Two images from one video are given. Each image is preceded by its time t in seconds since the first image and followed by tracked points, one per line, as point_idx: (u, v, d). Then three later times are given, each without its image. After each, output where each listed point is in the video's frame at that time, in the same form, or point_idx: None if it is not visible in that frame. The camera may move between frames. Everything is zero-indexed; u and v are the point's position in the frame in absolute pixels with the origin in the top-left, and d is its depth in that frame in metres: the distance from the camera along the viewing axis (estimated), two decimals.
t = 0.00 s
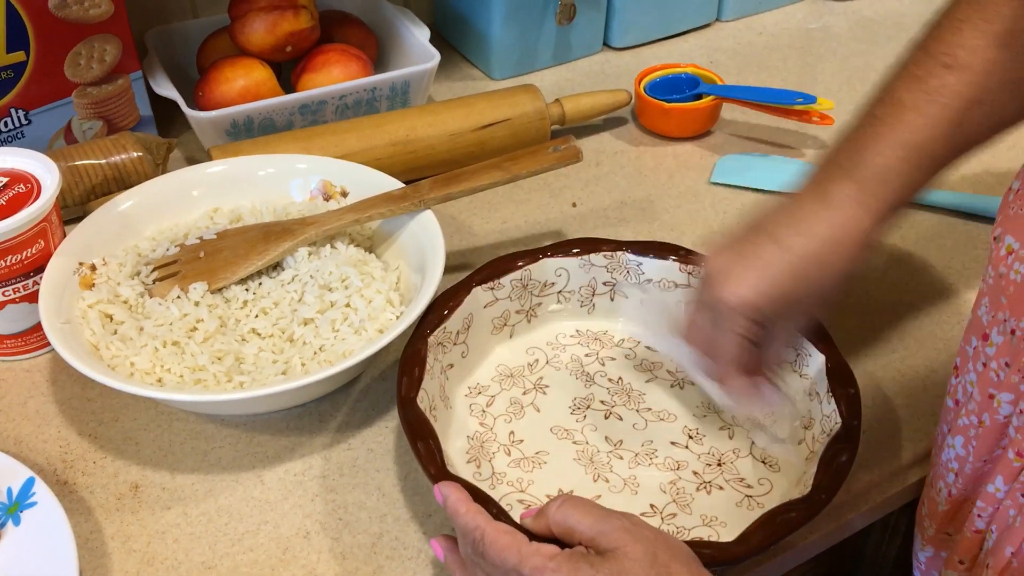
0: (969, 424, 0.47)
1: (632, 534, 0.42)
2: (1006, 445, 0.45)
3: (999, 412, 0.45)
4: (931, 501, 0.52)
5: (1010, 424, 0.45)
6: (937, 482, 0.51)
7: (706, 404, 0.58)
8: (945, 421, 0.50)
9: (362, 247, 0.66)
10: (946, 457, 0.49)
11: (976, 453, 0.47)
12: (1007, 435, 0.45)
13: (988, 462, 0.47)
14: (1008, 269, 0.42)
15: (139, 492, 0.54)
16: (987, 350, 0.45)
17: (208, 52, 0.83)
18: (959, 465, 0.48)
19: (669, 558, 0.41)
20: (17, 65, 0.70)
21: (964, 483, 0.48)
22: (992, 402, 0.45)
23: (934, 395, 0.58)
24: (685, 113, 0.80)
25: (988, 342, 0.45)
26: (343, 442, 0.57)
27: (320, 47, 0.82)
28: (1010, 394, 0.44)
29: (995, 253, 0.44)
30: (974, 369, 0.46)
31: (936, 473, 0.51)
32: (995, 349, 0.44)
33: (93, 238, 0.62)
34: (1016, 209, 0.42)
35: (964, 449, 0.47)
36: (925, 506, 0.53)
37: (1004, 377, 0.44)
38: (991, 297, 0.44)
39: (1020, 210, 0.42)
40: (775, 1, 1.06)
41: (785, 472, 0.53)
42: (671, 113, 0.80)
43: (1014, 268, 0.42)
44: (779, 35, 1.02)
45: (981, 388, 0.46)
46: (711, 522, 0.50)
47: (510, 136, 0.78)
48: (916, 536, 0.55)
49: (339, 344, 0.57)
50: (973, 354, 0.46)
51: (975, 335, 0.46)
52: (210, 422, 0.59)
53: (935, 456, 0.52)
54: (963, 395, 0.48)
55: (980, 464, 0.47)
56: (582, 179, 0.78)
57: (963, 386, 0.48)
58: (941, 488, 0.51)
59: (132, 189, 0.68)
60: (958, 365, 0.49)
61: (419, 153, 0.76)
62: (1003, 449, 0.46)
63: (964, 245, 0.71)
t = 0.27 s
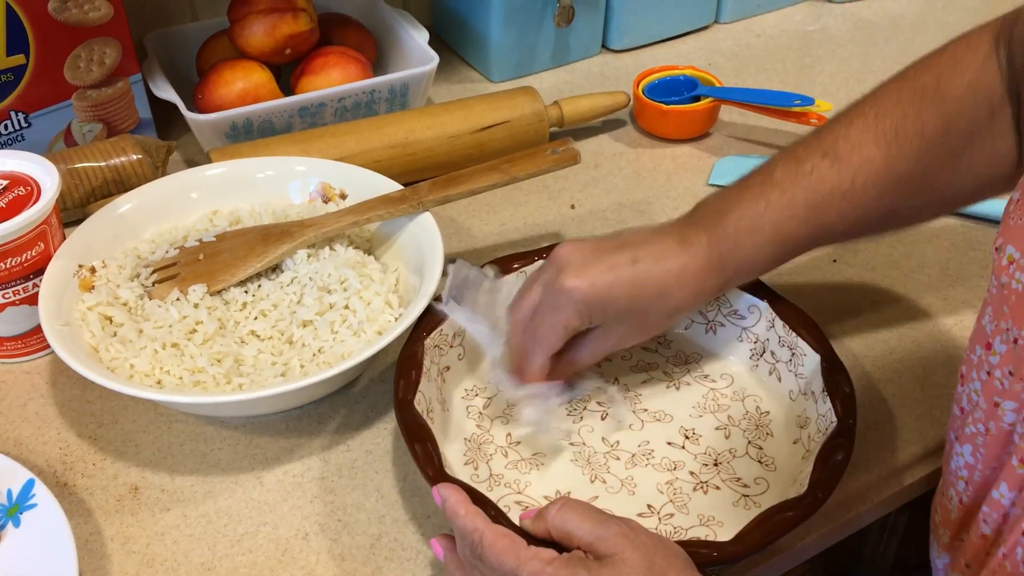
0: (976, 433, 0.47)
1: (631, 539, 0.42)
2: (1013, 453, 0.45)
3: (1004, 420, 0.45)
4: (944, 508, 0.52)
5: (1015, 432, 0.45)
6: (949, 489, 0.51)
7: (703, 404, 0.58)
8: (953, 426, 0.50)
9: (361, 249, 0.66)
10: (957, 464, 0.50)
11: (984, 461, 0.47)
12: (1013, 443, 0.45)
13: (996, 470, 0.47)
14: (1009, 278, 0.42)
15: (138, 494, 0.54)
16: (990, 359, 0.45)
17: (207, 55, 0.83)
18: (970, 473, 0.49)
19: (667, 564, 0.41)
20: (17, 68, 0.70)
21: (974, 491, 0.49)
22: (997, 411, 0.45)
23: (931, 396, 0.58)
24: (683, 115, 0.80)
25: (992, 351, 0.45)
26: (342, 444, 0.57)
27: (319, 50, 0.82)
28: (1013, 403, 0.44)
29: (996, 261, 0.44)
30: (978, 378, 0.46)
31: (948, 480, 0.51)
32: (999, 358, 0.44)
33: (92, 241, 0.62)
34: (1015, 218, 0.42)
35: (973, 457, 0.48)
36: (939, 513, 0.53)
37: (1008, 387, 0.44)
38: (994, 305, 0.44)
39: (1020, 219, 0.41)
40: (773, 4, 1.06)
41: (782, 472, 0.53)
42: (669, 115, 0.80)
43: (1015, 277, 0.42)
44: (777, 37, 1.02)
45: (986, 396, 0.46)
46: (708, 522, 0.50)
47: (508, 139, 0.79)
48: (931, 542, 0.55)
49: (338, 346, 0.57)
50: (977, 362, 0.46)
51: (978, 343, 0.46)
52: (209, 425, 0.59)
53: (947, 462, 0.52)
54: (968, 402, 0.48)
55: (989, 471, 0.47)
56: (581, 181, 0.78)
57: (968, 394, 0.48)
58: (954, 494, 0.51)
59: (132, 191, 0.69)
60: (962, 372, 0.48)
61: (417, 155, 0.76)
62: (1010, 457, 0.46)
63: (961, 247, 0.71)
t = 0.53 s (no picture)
0: (972, 438, 0.47)
1: (630, 543, 0.43)
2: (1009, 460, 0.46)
3: (999, 428, 0.45)
4: (937, 513, 0.52)
5: (1010, 438, 0.45)
6: (942, 494, 0.51)
7: (703, 404, 0.58)
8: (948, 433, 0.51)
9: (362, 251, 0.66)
10: (949, 470, 0.50)
11: (978, 467, 0.47)
12: (1008, 449, 0.46)
13: (990, 476, 0.47)
14: (1007, 288, 0.43)
15: (141, 495, 0.54)
16: (988, 367, 0.45)
17: (209, 58, 0.83)
18: (962, 478, 0.49)
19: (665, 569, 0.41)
20: (20, 71, 0.70)
21: (967, 496, 0.49)
22: (994, 418, 0.45)
23: (931, 396, 0.58)
24: (684, 117, 0.80)
25: (989, 360, 0.45)
26: (344, 445, 0.57)
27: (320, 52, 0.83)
28: (1010, 410, 0.44)
29: (995, 271, 0.44)
30: (975, 385, 0.46)
31: (940, 485, 0.51)
32: (996, 366, 0.44)
33: (95, 243, 0.62)
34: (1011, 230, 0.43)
35: (967, 462, 0.48)
36: (932, 518, 0.53)
37: (1006, 395, 0.44)
38: (993, 315, 0.45)
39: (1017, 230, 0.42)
40: (772, 5, 1.06)
41: (782, 472, 0.53)
42: (669, 116, 0.80)
43: (1011, 288, 0.43)
44: (778, 39, 1.02)
45: (983, 404, 0.46)
46: (708, 523, 0.50)
47: (509, 140, 0.79)
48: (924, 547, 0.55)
49: (340, 347, 0.57)
50: (974, 370, 0.47)
51: (975, 353, 0.47)
52: (211, 426, 0.59)
53: (941, 467, 0.52)
54: (966, 410, 0.48)
55: (982, 477, 0.48)
56: (581, 183, 0.78)
57: (965, 401, 0.48)
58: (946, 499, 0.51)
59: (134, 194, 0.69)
60: (959, 380, 0.49)
61: (418, 157, 0.76)
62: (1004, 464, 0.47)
63: (961, 247, 0.71)
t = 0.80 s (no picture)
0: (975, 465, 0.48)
1: (619, 543, 0.43)
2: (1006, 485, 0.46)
3: (995, 455, 0.46)
4: (948, 540, 0.53)
5: (1007, 465, 0.46)
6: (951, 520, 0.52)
7: (702, 411, 0.58)
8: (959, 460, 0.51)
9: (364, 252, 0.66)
10: (957, 496, 0.50)
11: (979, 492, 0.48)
12: (1005, 476, 0.46)
13: (991, 502, 0.48)
14: (990, 319, 0.44)
15: (144, 495, 0.54)
16: (982, 399, 0.46)
17: (211, 60, 0.83)
18: (967, 504, 0.49)
19: (655, 567, 0.41)
20: (23, 73, 0.71)
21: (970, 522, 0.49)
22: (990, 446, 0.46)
23: (932, 397, 0.58)
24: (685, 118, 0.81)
25: (982, 390, 0.46)
26: (346, 445, 0.57)
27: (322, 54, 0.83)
28: (1005, 438, 0.45)
29: (979, 305, 0.46)
30: (972, 415, 0.47)
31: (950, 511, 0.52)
32: (989, 396, 0.45)
33: (98, 243, 0.63)
34: (995, 263, 0.45)
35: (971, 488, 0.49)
36: (945, 545, 0.53)
37: (999, 423, 0.45)
38: (977, 347, 0.46)
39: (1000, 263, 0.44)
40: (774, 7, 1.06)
41: (779, 480, 0.53)
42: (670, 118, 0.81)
43: (995, 318, 0.44)
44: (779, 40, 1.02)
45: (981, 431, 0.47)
46: (704, 528, 0.50)
47: (511, 142, 0.79)
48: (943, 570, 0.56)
49: (342, 348, 0.58)
50: (969, 401, 0.48)
51: (967, 384, 0.48)
52: (213, 426, 0.59)
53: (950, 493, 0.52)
54: (967, 436, 0.49)
55: (984, 503, 0.48)
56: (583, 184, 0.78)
57: (966, 430, 0.49)
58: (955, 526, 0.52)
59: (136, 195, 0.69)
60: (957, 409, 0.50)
61: (420, 158, 0.76)
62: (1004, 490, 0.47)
63: (962, 248, 0.71)
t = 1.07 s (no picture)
0: (960, 450, 0.48)
1: (622, 545, 0.43)
2: (997, 473, 0.46)
3: (989, 439, 0.45)
4: (927, 524, 0.52)
5: (999, 450, 0.45)
6: (932, 505, 0.51)
7: (703, 411, 0.58)
8: (932, 446, 0.51)
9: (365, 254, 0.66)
10: (939, 482, 0.50)
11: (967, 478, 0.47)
12: (998, 462, 0.46)
13: (981, 488, 0.47)
14: (993, 299, 0.44)
15: (146, 497, 0.54)
16: (974, 379, 0.45)
17: (213, 63, 0.84)
18: (952, 490, 0.49)
19: (659, 568, 0.42)
20: (25, 75, 0.71)
21: (957, 507, 0.49)
22: (982, 430, 0.46)
23: (932, 399, 0.59)
24: (686, 120, 0.81)
25: (975, 371, 0.46)
26: (347, 447, 0.58)
27: (323, 57, 0.83)
28: (999, 422, 0.44)
29: (978, 283, 0.45)
30: (962, 396, 0.47)
31: (930, 496, 0.51)
32: (983, 378, 0.45)
33: (100, 246, 0.63)
34: (999, 240, 0.44)
35: (956, 474, 0.48)
36: (922, 528, 0.53)
37: (993, 406, 0.44)
38: (977, 326, 0.45)
39: (1004, 240, 0.43)
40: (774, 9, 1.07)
41: (781, 480, 0.53)
42: (671, 120, 0.81)
43: (998, 298, 0.43)
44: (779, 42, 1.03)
45: (969, 416, 0.46)
46: (704, 529, 0.50)
47: (512, 144, 0.79)
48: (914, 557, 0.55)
49: (343, 350, 0.58)
50: (959, 381, 0.47)
51: (960, 362, 0.47)
52: (215, 428, 0.59)
53: (927, 480, 0.52)
54: (950, 421, 0.48)
55: (973, 489, 0.48)
56: (583, 186, 0.78)
57: (951, 412, 0.48)
58: (936, 511, 0.51)
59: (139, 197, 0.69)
60: (944, 391, 0.49)
61: (421, 160, 0.77)
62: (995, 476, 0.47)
63: (962, 250, 0.71)
